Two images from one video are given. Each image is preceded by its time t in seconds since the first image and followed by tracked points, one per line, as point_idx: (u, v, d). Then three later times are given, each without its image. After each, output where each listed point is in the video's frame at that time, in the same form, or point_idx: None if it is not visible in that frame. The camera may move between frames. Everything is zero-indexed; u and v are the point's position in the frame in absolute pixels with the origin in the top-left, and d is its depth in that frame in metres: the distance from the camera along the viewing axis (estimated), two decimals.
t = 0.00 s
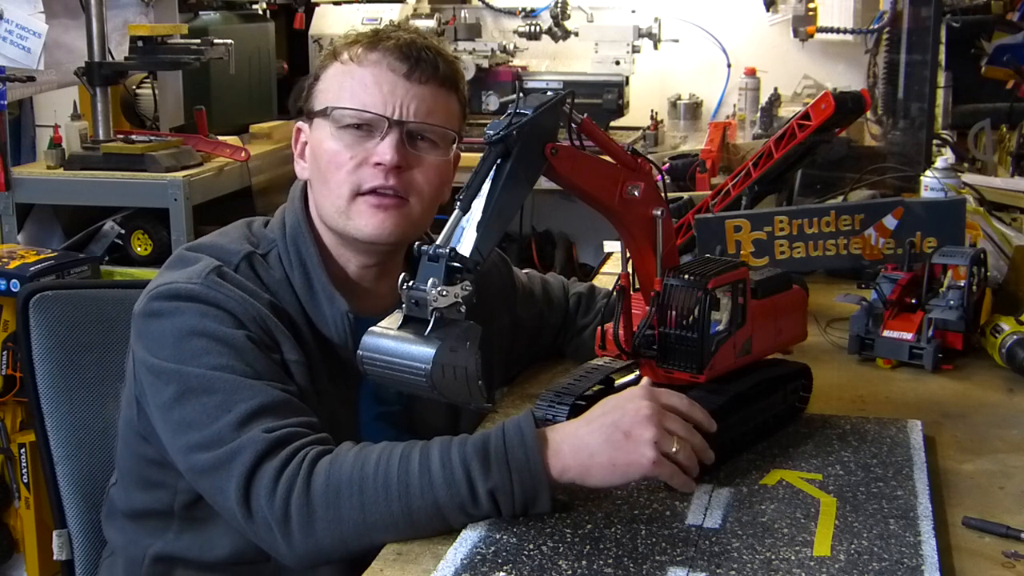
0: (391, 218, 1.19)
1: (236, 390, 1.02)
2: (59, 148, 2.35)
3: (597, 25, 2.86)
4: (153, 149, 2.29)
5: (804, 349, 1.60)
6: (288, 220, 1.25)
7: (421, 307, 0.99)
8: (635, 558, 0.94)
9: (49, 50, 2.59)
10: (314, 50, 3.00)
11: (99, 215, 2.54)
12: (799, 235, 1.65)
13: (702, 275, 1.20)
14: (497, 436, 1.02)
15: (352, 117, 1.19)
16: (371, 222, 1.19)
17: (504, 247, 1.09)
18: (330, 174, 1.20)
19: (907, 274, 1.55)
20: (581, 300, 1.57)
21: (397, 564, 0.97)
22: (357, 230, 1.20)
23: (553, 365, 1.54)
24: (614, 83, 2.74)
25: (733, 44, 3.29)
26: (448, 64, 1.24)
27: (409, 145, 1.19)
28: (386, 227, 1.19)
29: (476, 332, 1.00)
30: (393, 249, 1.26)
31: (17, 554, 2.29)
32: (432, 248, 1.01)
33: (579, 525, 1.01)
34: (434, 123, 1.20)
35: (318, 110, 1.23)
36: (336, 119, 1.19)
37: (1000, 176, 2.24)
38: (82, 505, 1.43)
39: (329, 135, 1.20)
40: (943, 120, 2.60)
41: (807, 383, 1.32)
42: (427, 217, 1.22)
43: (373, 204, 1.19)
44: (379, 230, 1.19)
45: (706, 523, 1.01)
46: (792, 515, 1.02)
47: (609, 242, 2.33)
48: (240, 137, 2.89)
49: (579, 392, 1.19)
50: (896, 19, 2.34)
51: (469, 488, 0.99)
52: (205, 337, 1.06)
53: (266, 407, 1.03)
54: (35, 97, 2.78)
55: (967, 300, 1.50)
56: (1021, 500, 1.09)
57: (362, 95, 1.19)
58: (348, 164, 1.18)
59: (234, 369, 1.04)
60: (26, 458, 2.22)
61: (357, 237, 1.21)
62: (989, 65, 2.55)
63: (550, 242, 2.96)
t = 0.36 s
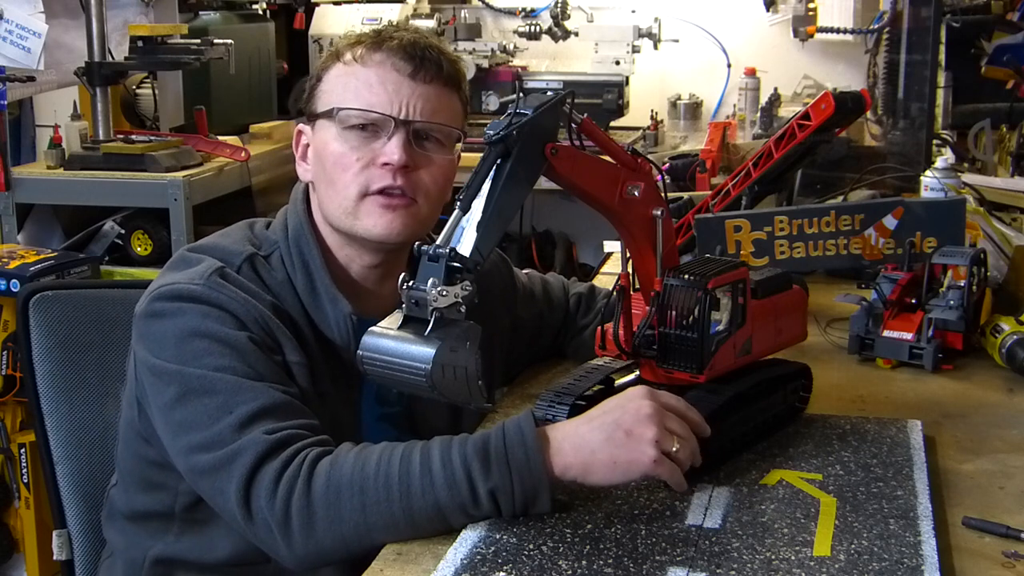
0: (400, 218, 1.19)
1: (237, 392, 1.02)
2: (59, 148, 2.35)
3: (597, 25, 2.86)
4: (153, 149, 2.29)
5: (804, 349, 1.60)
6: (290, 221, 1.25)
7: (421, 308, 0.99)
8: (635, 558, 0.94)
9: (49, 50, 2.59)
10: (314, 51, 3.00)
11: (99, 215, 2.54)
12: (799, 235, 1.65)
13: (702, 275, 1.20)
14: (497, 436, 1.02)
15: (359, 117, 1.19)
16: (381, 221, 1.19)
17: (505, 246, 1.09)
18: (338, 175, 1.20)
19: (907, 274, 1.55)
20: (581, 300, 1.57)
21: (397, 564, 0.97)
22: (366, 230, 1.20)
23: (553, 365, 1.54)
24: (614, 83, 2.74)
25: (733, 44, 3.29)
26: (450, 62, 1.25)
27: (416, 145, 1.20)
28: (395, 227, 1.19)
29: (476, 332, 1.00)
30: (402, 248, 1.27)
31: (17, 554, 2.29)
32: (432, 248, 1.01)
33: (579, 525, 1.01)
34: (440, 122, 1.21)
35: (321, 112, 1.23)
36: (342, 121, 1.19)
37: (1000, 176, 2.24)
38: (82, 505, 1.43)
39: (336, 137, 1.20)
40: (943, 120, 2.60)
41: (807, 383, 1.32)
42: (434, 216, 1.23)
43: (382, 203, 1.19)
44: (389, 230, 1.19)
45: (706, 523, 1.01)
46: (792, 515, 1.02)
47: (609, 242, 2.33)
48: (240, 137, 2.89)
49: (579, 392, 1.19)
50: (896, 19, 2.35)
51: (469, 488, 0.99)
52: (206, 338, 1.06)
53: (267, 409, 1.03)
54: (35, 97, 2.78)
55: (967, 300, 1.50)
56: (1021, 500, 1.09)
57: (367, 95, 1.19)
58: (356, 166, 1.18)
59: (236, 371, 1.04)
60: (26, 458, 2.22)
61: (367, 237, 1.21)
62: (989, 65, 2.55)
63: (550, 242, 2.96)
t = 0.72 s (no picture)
0: (364, 212, 1.19)
1: (239, 390, 1.02)
2: (59, 148, 2.35)
3: (597, 25, 2.86)
4: (153, 149, 2.29)
5: (803, 349, 1.60)
6: (292, 218, 1.25)
7: (421, 308, 0.98)
8: (635, 558, 0.94)
9: (49, 50, 2.59)
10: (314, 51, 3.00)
11: (100, 215, 2.54)
12: (799, 235, 1.65)
13: (702, 275, 1.20)
14: (497, 435, 1.02)
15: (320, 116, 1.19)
16: (344, 217, 1.19)
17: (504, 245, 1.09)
18: (306, 176, 1.21)
19: (908, 274, 1.55)
20: (582, 300, 1.58)
21: (397, 564, 0.97)
22: (332, 226, 1.20)
23: (555, 365, 1.54)
24: (614, 83, 2.73)
25: (733, 44, 3.29)
26: (419, 48, 1.23)
27: (375, 138, 1.19)
28: (358, 221, 1.19)
29: (476, 332, 1.00)
30: (381, 242, 1.26)
31: (17, 554, 2.29)
32: (432, 248, 1.01)
33: (579, 525, 1.01)
34: (403, 113, 1.19)
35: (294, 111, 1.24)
36: (306, 120, 1.20)
37: (1000, 176, 2.24)
38: (82, 505, 1.43)
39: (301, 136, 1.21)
40: (943, 120, 2.60)
41: (807, 383, 1.32)
42: (405, 210, 1.22)
43: (344, 199, 1.19)
44: (352, 225, 1.19)
45: (706, 523, 1.01)
46: (792, 515, 1.02)
47: (609, 242, 2.33)
48: (240, 137, 2.89)
49: (579, 392, 1.19)
50: (896, 19, 2.35)
51: (469, 488, 0.99)
52: (209, 335, 1.06)
53: (269, 407, 1.03)
54: (36, 97, 2.78)
55: (967, 300, 1.49)
56: (1021, 500, 1.09)
57: (328, 91, 1.19)
58: (317, 163, 1.18)
59: (238, 369, 1.04)
60: (26, 458, 2.22)
61: (335, 234, 1.21)
62: (989, 65, 2.55)
63: (550, 242, 2.95)
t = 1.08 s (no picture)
0: (366, 216, 1.19)
1: (239, 391, 1.02)
2: (59, 148, 2.35)
3: (597, 25, 2.86)
4: (153, 149, 2.29)
5: (804, 349, 1.60)
6: (292, 220, 1.25)
7: (421, 308, 0.99)
8: (635, 558, 0.94)
9: (49, 50, 2.59)
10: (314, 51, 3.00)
11: (99, 215, 2.54)
12: (799, 235, 1.65)
13: (702, 275, 1.20)
14: (497, 436, 1.02)
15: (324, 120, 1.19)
16: (347, 220, 1.19)
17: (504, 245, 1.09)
18: (309, 178, 1.20)
19: (907, 274, 1.55)
20: (583, 300, 1.58)
21: (397, 564, 0.97)
22: (335, 229, 1.20)
23: (555, 365, 1.54)
24: (614, 83, 2.73)
25: (733, 44, 3.29)
26: (422, 53, 1.23)
27: (378, 143, 1.19)
28: (361, 225, 1.19)
29: (476, 332, 1.00)
30: (383, 245, 1.26)
31: (17, 554, 2.29)
32: (432, 248, 1.01)
33: (579, 525, 1.01)
34: (406, 118, 1.19)
35: (297, 113, 1.23)
36: (309, 123, 1.20)
37: (1000, 176, 2.24)
38: (82, 505, 1.43)
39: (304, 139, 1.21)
40: (943, 120, 2.60)
41: (807, 383, 1.32)
42: (407, 214, 1.22)
43: (347, 202, 1.19)
44: (355, 229, 1.19)
45: (706, 523, 1.01)
46: (792, 515, 1.02)
47: (609, 242, 2.33)
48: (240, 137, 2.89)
49: (579, 392, 1.19)
50: (896, 19, 2.34)
51: (469, 488, 0.99)
52: (210, 337, 1.06)
53: (269, 408, 1.03)
54: (35, 97, 2.78)
55: (966, 300, 1.50)
56: (1021, 500, 1.09)
57: (331, 95, 1.18)
58: (322, 166, 1.18)
59: (239, 370, 1.04)
60: (26, 458, 2.22)
61: (337, 237, 1.21)
62: (989, 65, 2.55)
63: (550, 242, 2.95)
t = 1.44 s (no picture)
0: (365, 220, 1.19)
1: (240, 392, 1.02)
2: (59, 148, 2.35)
3: (597, 25, 2.86)
4: (153, 149, 2.29)
5: (803, 349, 1.60)
6: (292, 222, 1.25)
7: (421, 307, 0.98)
8: (635, 558, 0.94)
9: (49, 50, 2.59)
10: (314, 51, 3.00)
11: (100, 215, 2.54)
12: (799, 235, 1.65)
13: (702, 275, 1.20)
14: (497, 436, 1.02)
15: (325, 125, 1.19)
16: (346, 224, 1.19)
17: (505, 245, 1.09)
18: (309, 182, 1.20)
19: (907, 274, 1.55)
20: (582, 300, 1.58)
21: (397, 564, 0.97)
22: (334, 233, 1.20)
23: (555, 365, 1.54)
24: (614, 83, 2.73)
25: (733, 44, 3.29)
26: (423, 58, 1.22)
27: (378, 149, 1.19)
28: (360, 228, 1.19)
29: (476, 332, 1.00)
30: (383, 248, 1.26)
31: (17, 554, 2.29)
32: (432, 248, 1.01)
33: (579, 525, 1.01)
34: (406, 124, 1.19)
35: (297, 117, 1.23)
36: (309, 128, 1.20)
37: (1000, 176, 2.24)
38: (82, 505, 1.43)
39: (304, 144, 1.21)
40: (943, 120, 2.60)
41: (807, 383, 1.32)
42: (406, 219, 1.22)
43: (346, 206, 1.18)
44: (354, 232, 1.19)
45: (706, 523, 1.01)
46: (792, 515, 1.02)
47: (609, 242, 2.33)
48: (240, 137, 2.89)
49: (579, 392, 1.19)
50: (896, 19, 2.35)
51: (469, 488, 0.99)
52: (210, 338, 1.06)
53: (269, 408, 1.03)
54: (36, 97, 2.78)
55: (966, 300, 1.50)
56: (1021, 500, 1.09)
57: (332, 101, 1.18)
58: (321, 170, 1.18)
59: (240, 371, 1.04)
60: (26, 458, 2.22)
61: (336, 240, 1.21)
62: (989, 65, 2.55)
63: (550, 242, 2.95)
